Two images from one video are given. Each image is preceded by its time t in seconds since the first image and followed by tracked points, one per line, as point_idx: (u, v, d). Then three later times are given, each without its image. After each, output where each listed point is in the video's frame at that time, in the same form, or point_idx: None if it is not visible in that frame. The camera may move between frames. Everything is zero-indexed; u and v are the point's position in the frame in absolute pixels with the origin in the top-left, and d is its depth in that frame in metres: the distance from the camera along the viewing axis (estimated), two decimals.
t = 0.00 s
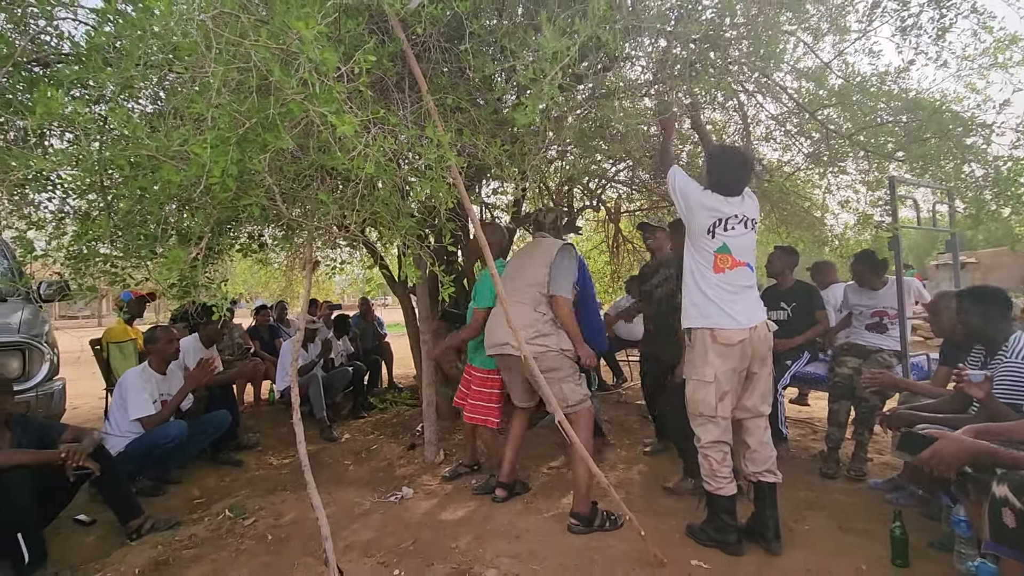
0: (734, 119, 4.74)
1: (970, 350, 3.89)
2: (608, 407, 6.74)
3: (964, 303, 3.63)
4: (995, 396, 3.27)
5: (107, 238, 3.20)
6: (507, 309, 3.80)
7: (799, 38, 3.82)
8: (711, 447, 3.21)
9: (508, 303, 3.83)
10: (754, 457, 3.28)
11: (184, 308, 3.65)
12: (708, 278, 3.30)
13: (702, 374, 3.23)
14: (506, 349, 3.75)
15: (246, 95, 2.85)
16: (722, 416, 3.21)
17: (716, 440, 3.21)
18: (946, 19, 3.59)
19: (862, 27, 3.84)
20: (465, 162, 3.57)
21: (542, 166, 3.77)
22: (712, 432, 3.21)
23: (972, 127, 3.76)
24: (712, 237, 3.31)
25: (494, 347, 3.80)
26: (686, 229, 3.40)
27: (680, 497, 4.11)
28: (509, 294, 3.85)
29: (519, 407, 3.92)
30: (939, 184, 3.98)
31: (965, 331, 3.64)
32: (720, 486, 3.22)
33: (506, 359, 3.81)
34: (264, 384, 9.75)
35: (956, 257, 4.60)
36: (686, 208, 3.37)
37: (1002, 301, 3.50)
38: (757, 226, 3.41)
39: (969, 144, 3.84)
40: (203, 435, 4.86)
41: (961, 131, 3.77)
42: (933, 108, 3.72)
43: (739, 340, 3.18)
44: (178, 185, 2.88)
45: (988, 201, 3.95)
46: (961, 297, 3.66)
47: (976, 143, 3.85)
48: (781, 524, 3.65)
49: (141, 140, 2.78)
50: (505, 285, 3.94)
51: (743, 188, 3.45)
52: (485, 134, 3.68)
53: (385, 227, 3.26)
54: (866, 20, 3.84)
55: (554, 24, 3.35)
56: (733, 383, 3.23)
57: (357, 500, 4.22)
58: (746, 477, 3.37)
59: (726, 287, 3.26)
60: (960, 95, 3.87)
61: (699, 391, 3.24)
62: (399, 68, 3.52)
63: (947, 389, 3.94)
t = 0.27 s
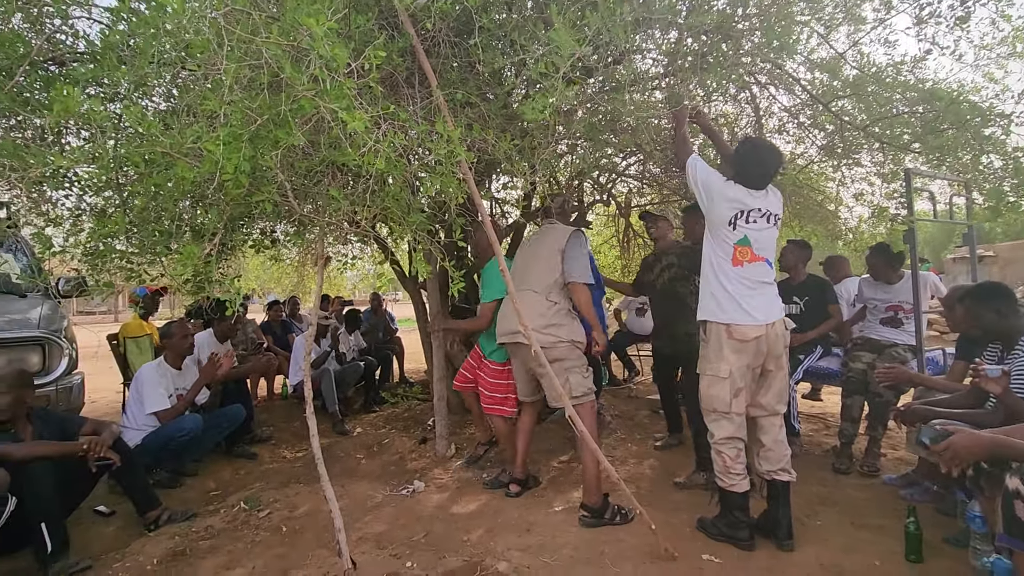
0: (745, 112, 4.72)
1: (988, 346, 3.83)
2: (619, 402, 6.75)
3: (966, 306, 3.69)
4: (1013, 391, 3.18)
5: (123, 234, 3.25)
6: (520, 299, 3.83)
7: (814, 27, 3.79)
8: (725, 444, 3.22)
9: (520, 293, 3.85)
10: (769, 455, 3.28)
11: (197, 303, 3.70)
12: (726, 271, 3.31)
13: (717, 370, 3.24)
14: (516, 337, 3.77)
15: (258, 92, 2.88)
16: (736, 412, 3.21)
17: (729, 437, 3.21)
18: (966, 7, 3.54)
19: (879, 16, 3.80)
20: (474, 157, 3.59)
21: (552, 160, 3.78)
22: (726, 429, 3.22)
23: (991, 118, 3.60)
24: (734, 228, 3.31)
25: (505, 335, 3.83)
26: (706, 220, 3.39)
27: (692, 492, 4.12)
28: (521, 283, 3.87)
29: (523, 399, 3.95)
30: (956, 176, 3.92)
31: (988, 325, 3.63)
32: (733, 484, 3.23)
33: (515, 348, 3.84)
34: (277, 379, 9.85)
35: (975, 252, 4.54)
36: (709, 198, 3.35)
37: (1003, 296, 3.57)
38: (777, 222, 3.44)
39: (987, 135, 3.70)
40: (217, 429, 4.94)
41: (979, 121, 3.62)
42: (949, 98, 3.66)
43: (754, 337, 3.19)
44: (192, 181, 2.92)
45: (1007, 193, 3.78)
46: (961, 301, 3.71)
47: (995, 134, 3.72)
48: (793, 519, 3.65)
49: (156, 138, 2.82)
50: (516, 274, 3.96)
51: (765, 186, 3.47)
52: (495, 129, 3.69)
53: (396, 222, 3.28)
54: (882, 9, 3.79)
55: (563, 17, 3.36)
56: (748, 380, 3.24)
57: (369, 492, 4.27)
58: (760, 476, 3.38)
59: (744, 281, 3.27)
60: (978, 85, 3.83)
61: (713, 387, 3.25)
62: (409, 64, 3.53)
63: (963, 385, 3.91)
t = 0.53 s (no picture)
0: (753, 107, 4.67)
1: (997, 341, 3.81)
2: (627, 399, 6.74)
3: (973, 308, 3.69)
4: None
5: (133, 233, 3.28)
6: (533, 298, 3.81)
7: (823, 21, 3.76)
8: (735, 442, 3.22)
9: (534, 292, 3.83)
10: (779, 454, 3.28)
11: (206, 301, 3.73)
12: (744, 269, 3.28)
13: (730, 369, 3.23)
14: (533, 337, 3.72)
15: (265, 90, 2.88)
16: (748, 410, 3.20)
17: (740, 435, 3.21)
18: None
19: (888, 10, 3.76)
20: (480, 154, 3.59)
21: (558, 157, 3.77)
22: (736, 426, 3.21)
23: (1002, 111, 3.55)
24: (755, 226, 3.27)
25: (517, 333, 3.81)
26: (725, 217, 3.34)
27: (700, 489, 4.11)
28: (536, 282, 3.86)
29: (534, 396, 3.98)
30: (967, 170, 3.88)
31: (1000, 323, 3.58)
32: (741, 481, 3.23)
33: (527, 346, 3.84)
34: (286, 376, 9.91)
35: (985, 248, 4.53)
36: (729, 194, 3.28)
37: (1006, 295, 3.59)
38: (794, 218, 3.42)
39: (999, 130, 3.66)
40: (227, 426, 4.97)
41: (992, 115, 3.60)
42: (961, 92, 3.61)
43: (771, 336, 3.17)
44: (200, 179, 2.93)
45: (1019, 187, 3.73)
46: (965, 304, 3.72)
47: (1008, 129, 3.67)
48: (802, 517, 3.63)
49: (165, 137, 2.84)
50: (531, 274, 3.95)
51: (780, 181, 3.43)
52: (501, 126, 3.68)
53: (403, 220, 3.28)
54: (892, 2, 3.75)
55: (569, 13, 3.35)
56: (762, 379, 3.22)
57: (377, 489, 4.29)
58: (769, 473, 3.37)
59: (762, 280, 3.26)
60: (990, 78, 3.79)
61: (726, 385, 3.25)
62: (415, 61, 3.54)
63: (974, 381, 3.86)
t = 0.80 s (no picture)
0: (757, 105, 4.66)
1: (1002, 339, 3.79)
2: (631, 398, 6.74)
3: (977, 310, 3.70)
4: None
5: (137, 233, 3.29)
6: (564, 284, 3.76)
7: (826, 19, 3.75)
8: (741, 440, 3.22)
9: (565, 277, 3.78)
10: (784, 453, 3.26)
11: (210, 301, 3.74)
12: (761, 270, 3.27)
13: (741, 368, 3.21)
14: (561, 323, 3.67)
15: (269, 90, 2.90)
16: (758, 410, 3.20)
17: (747, 434, 3.21)
18: None
19: (893, 7, 3.75)
20: (483, 153, 3.59)
21: (561, 155, 3.77)
22: (744, 425, 3.21)
23: (1008, 108, 3.58)
24: (773, 229, 3.26)
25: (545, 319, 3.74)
26: (741, 219, 3.29)
27: (705, 487, 4.10)
28: (565, 268, 3.80)
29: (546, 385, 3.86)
30: (972, 168, 3.86)
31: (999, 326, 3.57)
32: (748, 480, 3.23)
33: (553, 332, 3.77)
34: (290, 375, 9.95)
35: (994, 246, 4.44)
36: (751, 196, 3.22)
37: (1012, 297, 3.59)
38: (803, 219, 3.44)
39: (1004, 126, 3.65)
40: (232, 424, 4.99)
41: (996, 113, 3.62)
42: (967, 89, 3.59)
43: (783, 336, 3.17)
44: (205, 180, 2.94)
45: None
46: (971, 305, 3.72)
47: (1012, 125, 3.65)
48: (807, 516, 3.62)
49: (169, 137, 2.85)
50: (556, 258, 3.88)
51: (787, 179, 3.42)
52: (504, 126, 3.68)
53: (406, 219, 3.28)
54: None
55: (572, 12, 3.35)
56: (773, 379, 3.22)
57: (381, 488, 4.30)
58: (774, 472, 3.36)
59: (778, 282, 3.25)
60: (995, 75, 3.77)
61: (736, 384, 3.24)
62: (417, 61, 3.55)
63: (980, 379, 3.85)
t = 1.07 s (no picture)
0: (757, 105, 4.66)
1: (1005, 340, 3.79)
2: (632, 399, 6.73)
3: (978, 312, 3.68)
4: None
5: (138, 234, 3.30)
6: (576, 290, 3.68)
7: (826, 19, 3.75)
8: (745, 441, 3.22)
9: (576, 283, 3.70)
10: (787, 453, 3.26)
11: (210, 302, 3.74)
12: (774, 275, 3.26)
13: (748, 370, 3.21)
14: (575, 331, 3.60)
15: (269, 91, 2.90)
16: (764, 411, 3.19)
17: (751, 435, 3.20)
18: None
19: (893, 7, 3.74)
20: (483, 154, 3.59)
21: (562, 156, 3.76)
22: (751, 426, 3.21)
23: (1009, 108, 3.52)
24: (785, 234, 3.27)
25: (558, 326, 3.64)
26: (752, 225, 3.28)
27: (706, 488, 4.10)
28: (574, 273, 3.73)
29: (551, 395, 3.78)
30: (973, 167, 3.86)
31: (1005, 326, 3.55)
32: (751, 480, 3.22)
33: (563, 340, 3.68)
34: (291, 376, 9.96)
35: (994, 246, 4.45)
36: (763, 203, 3.22)
37: (1014, 297, 3.57)
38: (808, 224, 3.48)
39: (1006, 125, 3.63)
40: (233, 426, 4.99)
41: (998, 112, 3.60)
42: (968, 89, 3.58)
43: (790, 336, 3.16)
44: (205, 181, 2.94)
45: None
46: (971, 307, 3.70)
47: (1014, 125, 3.64)
48: (808, 516, 3.62)
49: (169, 139, 2.85)
50: (563, 263, 3.79)
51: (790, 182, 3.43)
52: (505, 126, 3.68)
53: (406, 220, 3.27)
54: None
55: (572, 12, 3.35)
56: (779, 380, 3.21)
57: (382, 489, 4.30)
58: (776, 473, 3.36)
59: (788, 285, 3.26)
60: (996, 75, 3.77)
61: (742, 386, 3.23)
62: (417, 62, 3.55)
63: (982, 379, 3.84)
